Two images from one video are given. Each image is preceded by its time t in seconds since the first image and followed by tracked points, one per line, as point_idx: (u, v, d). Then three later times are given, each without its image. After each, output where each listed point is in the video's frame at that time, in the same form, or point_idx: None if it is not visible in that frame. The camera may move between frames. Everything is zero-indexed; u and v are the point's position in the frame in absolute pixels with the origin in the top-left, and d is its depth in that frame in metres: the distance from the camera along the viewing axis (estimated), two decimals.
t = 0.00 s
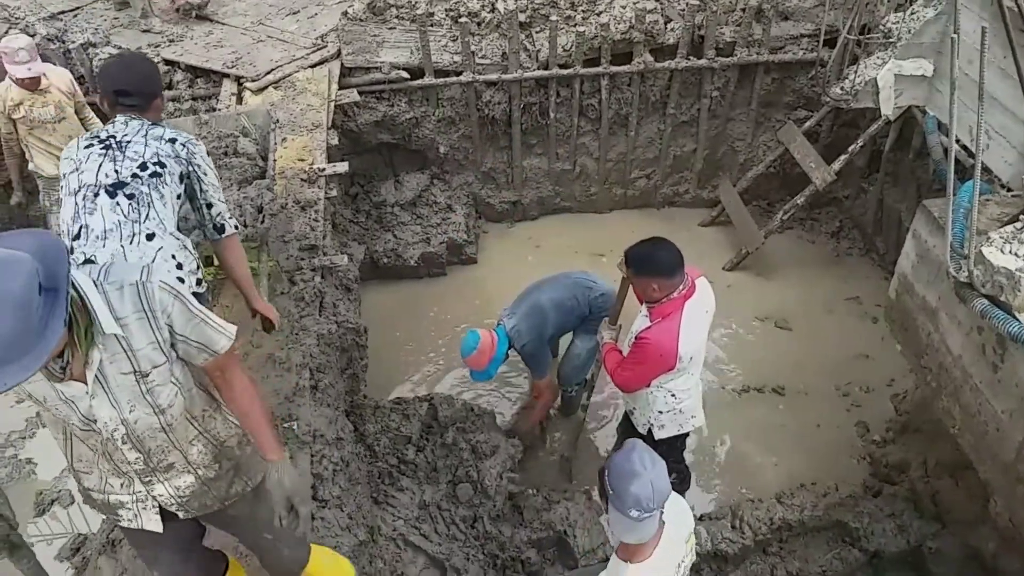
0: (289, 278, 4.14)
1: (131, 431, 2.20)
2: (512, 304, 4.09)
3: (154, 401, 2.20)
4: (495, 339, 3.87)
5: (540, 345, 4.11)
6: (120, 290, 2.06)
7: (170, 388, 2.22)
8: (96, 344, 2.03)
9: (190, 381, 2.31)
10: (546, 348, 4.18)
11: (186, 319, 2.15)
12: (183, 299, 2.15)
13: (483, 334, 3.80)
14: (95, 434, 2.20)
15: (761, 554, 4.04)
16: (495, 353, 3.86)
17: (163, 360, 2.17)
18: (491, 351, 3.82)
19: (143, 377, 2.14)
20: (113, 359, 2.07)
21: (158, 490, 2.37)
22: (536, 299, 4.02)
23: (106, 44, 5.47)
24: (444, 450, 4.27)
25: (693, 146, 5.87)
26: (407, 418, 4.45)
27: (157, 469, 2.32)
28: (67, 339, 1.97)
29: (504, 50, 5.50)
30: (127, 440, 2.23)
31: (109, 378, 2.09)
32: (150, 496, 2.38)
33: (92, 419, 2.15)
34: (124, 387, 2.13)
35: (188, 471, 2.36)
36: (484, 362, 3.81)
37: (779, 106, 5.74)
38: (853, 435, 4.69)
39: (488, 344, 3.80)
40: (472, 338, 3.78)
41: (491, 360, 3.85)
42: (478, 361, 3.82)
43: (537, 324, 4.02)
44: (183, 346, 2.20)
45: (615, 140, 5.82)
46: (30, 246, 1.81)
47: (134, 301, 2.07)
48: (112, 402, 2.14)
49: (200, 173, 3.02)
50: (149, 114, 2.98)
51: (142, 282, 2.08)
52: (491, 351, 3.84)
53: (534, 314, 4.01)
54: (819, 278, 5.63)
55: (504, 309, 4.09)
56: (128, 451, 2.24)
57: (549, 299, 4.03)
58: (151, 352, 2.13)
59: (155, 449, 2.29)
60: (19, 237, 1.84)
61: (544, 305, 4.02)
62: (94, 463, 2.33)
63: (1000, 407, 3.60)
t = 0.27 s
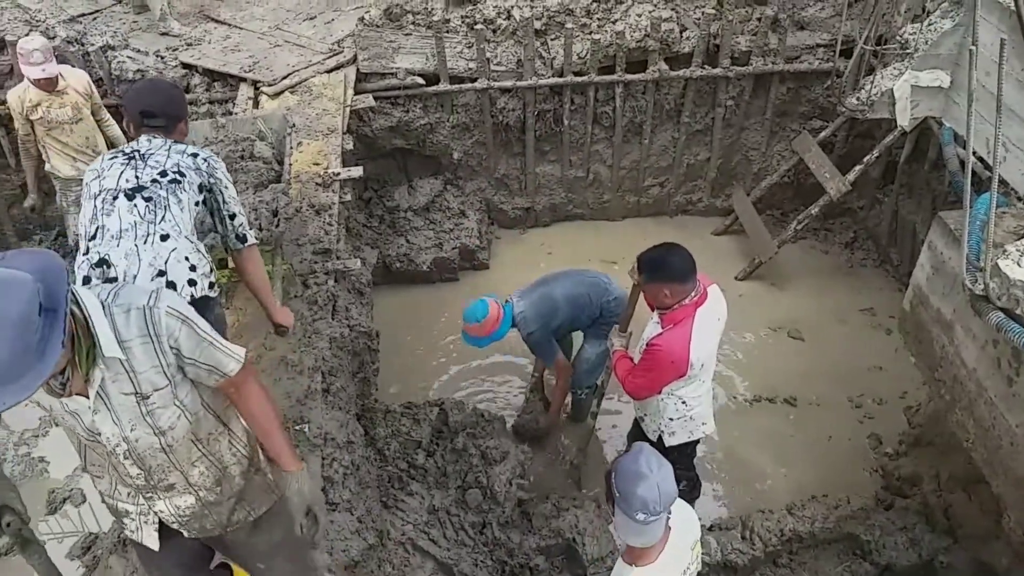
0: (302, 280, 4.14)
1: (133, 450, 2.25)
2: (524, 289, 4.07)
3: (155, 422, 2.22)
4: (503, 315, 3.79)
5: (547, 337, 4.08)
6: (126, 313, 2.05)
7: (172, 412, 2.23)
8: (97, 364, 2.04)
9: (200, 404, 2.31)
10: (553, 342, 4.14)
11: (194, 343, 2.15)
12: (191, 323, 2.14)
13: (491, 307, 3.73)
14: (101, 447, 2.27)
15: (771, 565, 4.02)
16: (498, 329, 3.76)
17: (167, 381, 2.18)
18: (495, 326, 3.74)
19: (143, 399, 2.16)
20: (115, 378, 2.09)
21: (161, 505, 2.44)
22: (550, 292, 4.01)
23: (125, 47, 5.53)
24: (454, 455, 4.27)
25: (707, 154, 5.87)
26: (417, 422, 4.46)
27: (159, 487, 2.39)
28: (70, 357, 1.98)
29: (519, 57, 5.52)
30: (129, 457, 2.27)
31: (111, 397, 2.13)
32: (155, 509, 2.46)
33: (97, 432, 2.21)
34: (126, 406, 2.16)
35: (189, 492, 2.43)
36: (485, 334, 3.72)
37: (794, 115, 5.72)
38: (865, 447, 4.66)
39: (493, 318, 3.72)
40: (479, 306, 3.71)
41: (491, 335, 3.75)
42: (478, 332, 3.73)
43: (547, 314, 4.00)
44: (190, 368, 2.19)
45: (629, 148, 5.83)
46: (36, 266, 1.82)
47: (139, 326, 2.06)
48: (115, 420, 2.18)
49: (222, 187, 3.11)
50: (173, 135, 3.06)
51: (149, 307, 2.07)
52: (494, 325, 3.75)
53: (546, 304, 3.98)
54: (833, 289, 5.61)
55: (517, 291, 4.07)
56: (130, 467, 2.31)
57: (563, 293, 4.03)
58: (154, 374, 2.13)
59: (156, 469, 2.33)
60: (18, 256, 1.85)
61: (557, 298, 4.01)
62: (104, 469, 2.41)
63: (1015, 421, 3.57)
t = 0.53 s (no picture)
0: (316, 273, 4.19)
1: (140, 450, 2.30)
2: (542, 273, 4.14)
3: (159, 427, 2.26)
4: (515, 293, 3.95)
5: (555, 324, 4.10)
6: (141, 317, 2.09)
7: (178, 419, 2.27)
8: (107, 361, 2.07)
9: (209, 414, 2.33)
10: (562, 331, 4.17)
11: (205, 355, 2.15)
12: (204, 334, 2.15)
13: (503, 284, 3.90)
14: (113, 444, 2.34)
15: (780, 564, 4.02)
16: (507, 307, 3.91)
17: (173, 388, 2.20)
18: (503, 304, 3.89)
19: (148, 402, 2.20)
20: (124, 378, 2.13)
21: (166, 506, 2.50)
22: (562, 279, 4.06)
23: (143, 38, 5.57)
24: (464, 448, 4.30)
25: (722, 152, 5.85)
26: (428, 415, 4.49)
27: (164, 487, 2.44)
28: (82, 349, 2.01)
29: (535, 53, 5.52)
30: (137, 455, 2.32)
31: (120, 397, 2.17)
32: (165, 510, 2.52)
33: (108, 427, 2.25)
34: (135, 410, 2.20)
35: (193, 497, 2.47)
36: (492, 310, 3.88)
37: (810, 114, 5.70)
38: (876, 447, 4.64)
39: (503, 294, 3.89)
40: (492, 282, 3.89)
41: (498, 313, 3.90)
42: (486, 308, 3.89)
43: (556, 301, 4.06)
44: (199, 378, 2.20)
45: (643, 145, 5.82)
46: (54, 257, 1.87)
47: (150, 331, 2.10)
48: (123, 420, 2.22)
49: (233, 187, 3.11)
50: (185, 136, 3.07)
51: (162, 314, 2.11)
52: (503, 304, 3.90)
53: (557, 291, 4.04)
54: (847, 289, 5.58)
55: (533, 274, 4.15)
56: (139, 466, 2.38)
57: (577, 282, 4.05)
58: (159, 381, 2.17)
59: (161, 470, 2.38)
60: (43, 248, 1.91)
61: (570, 286, 4.04)
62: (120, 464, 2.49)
63: None
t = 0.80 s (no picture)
0: (329, 270, 4.19)
1: (148, 439, 2.31)
2: (552, 289, 4.19)
3: (164, 420, 2.25)
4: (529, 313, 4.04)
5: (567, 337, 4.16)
6: (147, 310, 2.08)
7: (183, 414, 2.25)
8: (111, 350, 2.06)
9: (215, 410, 2.31)
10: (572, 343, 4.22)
11: (207, 354, 2.11)
12: (207, 333, 2.12)
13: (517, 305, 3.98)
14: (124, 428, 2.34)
15: (788, 570, 3.99)
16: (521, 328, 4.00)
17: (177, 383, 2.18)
18: (518, 324, 3.99)
19: (151, 395, 2.18)
20: (128, 368, 2.11)
21: (175, 493, 2.53)
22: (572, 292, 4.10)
23: (162, 34, 5.61)
24: (473, 448, 4.31)
25: (737, 156, 5.83)
26: (438, 414, 4.49)
27: (172, 476, 2.46)
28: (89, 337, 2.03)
29: (551, 53, 5.52)
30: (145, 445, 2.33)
31: (125, 388, 2.16)
32: (175, 497, 2.56)
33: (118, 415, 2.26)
34: (140, 401, 2.19)
35: (199, 488, 2.49)
36: (507, 332, 3.98)
37: (826, 119, 5.67)
38: (888, 456, 4.60)
39: (518, 315, 3.98)
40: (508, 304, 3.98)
41: (514, 334, 4.00)
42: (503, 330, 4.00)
43: (568, 313, 4.09)
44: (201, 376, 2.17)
45: (658, 147, 5.80)
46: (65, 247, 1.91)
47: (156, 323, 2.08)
48: (130, 411, 2.22)
49: (245, 193, 3.11)
50: (199, 139, 3.08)
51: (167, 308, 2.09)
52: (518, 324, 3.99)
53: (567, 304, 4.09)
54: (860, 296, 5.55)
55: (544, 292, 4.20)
56: (148, 453, 2.39)
57: (586, 293, 4.07)
58: (163, 375, 2.14)
59: (167, 460, 2.39)
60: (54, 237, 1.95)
61: (580, 298, 4.07)
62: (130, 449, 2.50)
63: None
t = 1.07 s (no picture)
0: (343, 264, 4.21)
1: (161, 427, 2.31)
2: (563, 289, 4.23)
3: (178, 410, 2.25)
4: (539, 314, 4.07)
5: (572, 340, 4.17)
6: (159, 301, 2.09)
7: (197, 403, 2.26)
8: (125, 342, 2.07)
9: (228, 399, 2.32)
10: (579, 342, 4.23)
11: (218, 347, 2.11)
12: (218, 325, 2.12)
13: (527, 307, 4.03)
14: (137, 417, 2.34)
15: (801, 571, 3.96)
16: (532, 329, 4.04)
17: (189, 375, 2.19)
18: (529, 326, 4.04)
19: (166, 384, 2.18)
20: (142, 359, 2.12)
21: (190, 480, 2.54)
22: (582, 293, 4.12)
23: (179, 27, 5.62)
24: (485, 443, 4.30)
25: (753, 152, 5.78)
26: (450, 408, 4.49)
27: (188, 463, 2.48)
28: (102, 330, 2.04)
29: (567, 48, 5.49)
30: (159, 433, 2.34)
31: (139, 378, 2.16)
32: (190, 483, 2.57)
33: (131, 403, 2.27)
34: (154, 392, 2.20)
35: (216, 472, 2.51)
36: (518, 333, 4.03)
37: (845, 116, 5.62)
38: (904, 457, 4.56)
39: (528, 317, 4.02)
40: (518, 307, 4.03)
41: (524, 336, 4.06)
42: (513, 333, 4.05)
43: (577, 314, 4.12)
44: (213, 369, 2.17)
45: (674, 143, 5.76)
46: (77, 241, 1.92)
47: (168, 314, 2.08)
48: (144, 400, 2.23)
49: (259, 189, 3.11)
50: (216, 133, 3.09)
51: (180, 300, 2.09)
52: (529, 326, 4.04)
53: (577, 304, 4.11)
54: (878, 295, 5.50)
55: (556, 293, 4.24)
56: (161, 442, 2.39)
57: (597, 293, 4.11)
58: (176, 366, 2.15)
59: (181, 448, 2.40)
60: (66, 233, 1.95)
61: (590, 299, 4.10)
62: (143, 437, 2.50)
63: None
